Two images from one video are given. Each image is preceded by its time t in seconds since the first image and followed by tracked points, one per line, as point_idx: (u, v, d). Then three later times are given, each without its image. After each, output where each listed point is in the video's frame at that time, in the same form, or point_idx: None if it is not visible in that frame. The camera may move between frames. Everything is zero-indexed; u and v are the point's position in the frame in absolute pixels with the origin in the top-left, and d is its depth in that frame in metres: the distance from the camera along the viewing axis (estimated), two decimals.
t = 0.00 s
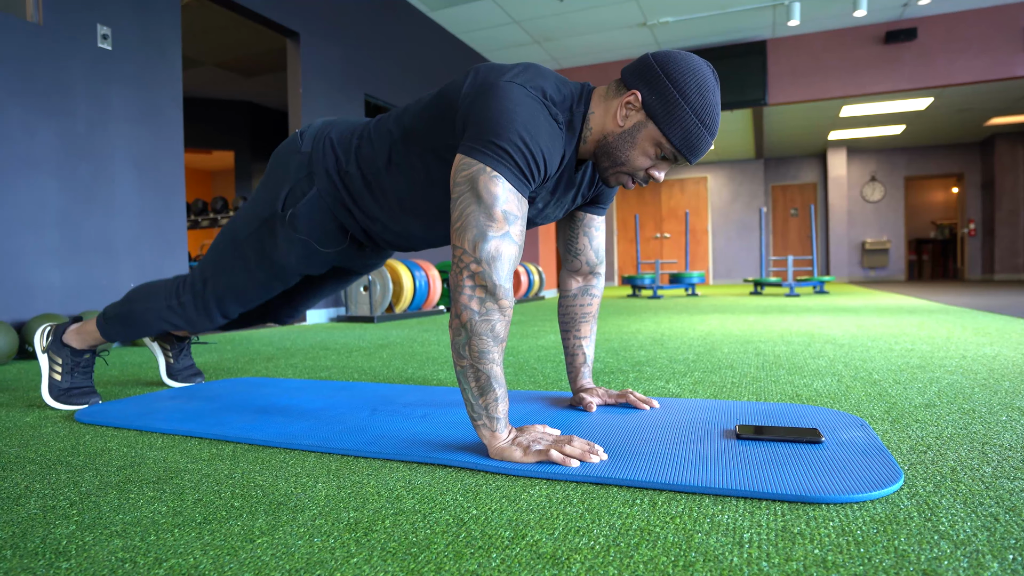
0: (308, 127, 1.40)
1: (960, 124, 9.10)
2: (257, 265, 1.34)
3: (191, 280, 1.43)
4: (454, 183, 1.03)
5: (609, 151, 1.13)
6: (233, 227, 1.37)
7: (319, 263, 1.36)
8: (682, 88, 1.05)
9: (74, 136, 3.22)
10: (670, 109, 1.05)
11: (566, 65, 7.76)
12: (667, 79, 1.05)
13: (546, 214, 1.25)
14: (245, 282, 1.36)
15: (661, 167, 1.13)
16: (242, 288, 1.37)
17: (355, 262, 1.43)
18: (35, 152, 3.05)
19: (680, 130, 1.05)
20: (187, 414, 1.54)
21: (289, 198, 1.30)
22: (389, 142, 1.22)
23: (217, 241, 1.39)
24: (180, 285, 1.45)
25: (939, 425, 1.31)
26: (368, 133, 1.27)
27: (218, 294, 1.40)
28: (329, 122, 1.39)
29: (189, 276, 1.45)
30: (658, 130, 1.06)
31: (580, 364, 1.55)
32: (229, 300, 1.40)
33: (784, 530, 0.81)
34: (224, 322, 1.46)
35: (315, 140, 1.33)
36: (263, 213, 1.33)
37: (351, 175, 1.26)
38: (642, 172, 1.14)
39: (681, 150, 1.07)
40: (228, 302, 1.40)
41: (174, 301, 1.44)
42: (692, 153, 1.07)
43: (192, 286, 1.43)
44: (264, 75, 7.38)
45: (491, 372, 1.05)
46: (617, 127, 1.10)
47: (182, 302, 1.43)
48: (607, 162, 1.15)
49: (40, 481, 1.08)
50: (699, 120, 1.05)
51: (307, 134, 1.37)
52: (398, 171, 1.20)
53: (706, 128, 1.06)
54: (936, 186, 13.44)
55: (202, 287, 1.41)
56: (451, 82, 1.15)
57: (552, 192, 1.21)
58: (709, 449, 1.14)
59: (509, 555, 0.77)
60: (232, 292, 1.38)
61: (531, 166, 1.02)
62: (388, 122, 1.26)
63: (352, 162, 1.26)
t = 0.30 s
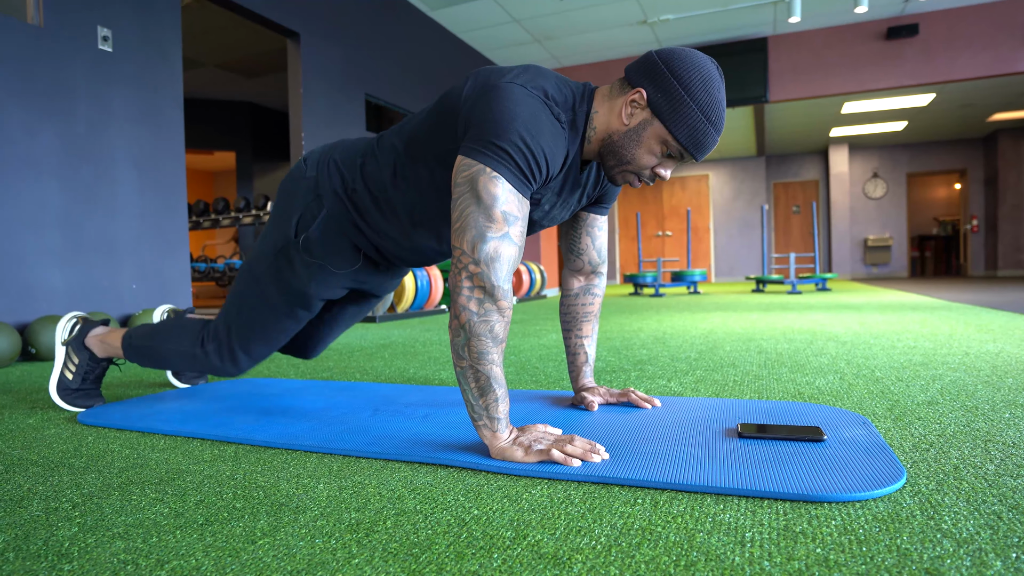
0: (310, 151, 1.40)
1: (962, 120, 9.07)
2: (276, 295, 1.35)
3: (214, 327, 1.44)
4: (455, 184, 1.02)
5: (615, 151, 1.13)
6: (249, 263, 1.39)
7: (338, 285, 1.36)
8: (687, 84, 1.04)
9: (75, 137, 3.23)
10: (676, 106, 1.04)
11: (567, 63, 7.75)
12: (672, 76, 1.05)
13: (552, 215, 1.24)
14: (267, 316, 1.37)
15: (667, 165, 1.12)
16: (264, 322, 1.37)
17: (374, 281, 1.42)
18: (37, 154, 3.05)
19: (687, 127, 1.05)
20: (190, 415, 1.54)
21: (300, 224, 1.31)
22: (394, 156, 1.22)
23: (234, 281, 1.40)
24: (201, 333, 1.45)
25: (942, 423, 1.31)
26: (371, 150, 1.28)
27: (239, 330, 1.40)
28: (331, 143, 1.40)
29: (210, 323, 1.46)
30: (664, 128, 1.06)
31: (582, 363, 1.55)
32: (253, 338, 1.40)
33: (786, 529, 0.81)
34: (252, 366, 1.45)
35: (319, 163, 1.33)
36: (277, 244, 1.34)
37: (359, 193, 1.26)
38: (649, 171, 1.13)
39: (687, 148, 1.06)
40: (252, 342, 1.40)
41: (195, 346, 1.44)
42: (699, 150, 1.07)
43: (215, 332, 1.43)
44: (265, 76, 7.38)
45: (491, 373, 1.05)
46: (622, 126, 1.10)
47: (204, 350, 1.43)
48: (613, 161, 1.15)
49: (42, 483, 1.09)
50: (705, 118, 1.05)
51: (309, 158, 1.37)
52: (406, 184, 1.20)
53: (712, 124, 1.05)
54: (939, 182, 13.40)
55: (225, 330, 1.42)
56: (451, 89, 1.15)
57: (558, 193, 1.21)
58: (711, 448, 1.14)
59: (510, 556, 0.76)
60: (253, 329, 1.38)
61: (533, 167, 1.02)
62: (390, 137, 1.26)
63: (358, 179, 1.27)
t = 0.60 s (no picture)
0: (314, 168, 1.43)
1: (963, 115, 9.04)
2: (290, 311, 1.34)
3: (230, 352, 1.43)
4: (457, 180, 1.02)
5: (621, 146, 1.13)
6: (262, 285, 1.39)
7: (352, 297, 1.36)
8: (692, 77, 1.04)
9: (77, 138, 3.23)
10: (682, 100, 1.04)
11: (567, 60, 7.73)
12: (676, 69, 1.04)
13: (558, 212, 1.24)
14: (281, 332, 1.36)
15: (673, 159, 1.12)
16: (279, 342, 1.37)
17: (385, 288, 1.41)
18: (38, 153, 3.05)
19: (693, 120, 1.04)
20: (194, 414, 1.54)
21: (309, 238, 1.33)
22: (397, 163, 1.22)
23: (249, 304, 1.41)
24: (217, 358, 1.44)
25: (943, 418, 1.31)
26: (374, 160, 1.28)
27: (252, 347, 1.39)
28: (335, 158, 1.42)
29: (227, 349, 1.46)
30: (670, 121, 1.06)
31: (584, 359, 1.55)
32: (267, 356, 1.38)
33: (788, 523, 0.81)
34: (271, 391, 1.43)
35: (324, 177, 1.35)
36: (289, 261, 1.35)
37: (365, 203, 1.27)
38: (656, 165, 1.13)
39: (694, 141, 1.06)
40: (270, 364, 1.39)
41: (213, 372, 1.43)
42: (706, 143, 1.06)
43: (231, 357, 1.42)
44: (265, 74, 7.37)
45: (492, 370, 1.05)
46: (627, 121, 1.10)
47: (224, 377, 1.42)
48: (620, 157, 1.15)
49: (46, 481, 1.09)
50: (711, 110, 1.04)
51: (315, 174, 1.39)
52: (411, 189, 1.20)
53: (719, 117, 1.05)
54: (941, 177, 13.36)
55: (241, 355, 1.41)
56: (451, 92, 1.15)
57: (564, 191, 1.20)
58: (712, 444, 1.13)
59: (513, 552, 0.76)
60: (269, 350, 1.37)
61: (535, 164, 1.01)
62: (393, 145, 1.27)
63: (363, 190, 1.27)
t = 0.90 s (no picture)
0: (316, 175, 1.43)
1: (963, 110, 9.04)
2: (297, 320, 1.35)
3: (236, 361, 1.44)
4: (459, 177, 1.02)
5: (625, 140, 1.12)
6: (266, 294, 1.40)
7: (358, 304, 1.36)
8: (695, 69, 1.04)
9: (76, 138, 3.22)
10: (684, 92, 1.04)
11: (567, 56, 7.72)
12: (679, 61, 1.04)
13: (562, 209, 1.24)
14: (287, 339, 1.37)
15: (678, 152, 1.12)
16: (285, 349, 1.38)
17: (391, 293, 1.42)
18: (38, 153, 3.05)
19: (697, 112, 1.04)
20: (194, 412, 1.54)
21: (314, 246, 1.33)
22: (399, 166, 1.22)
23: (254, 313, 1.42)
24: (222, 367, 1.45)
25: (944, 412, 1.31)
26: (377, 165, 1.28)
27: (259, 357, 1.40)
28: (336, 164, 1.42)
29: (231, 358, 1.46)
30: (673, 114, 1.05)
31: (584, 355, 1.55)
32: (274, 365, 1.39)
33: (789, 519, 0.81)
34: (277, 400, 1.45)
35: (327, 185, 1.35)
36: (294, 270, 1.35)
37: (368, 207, 1.26)
38: (660, 159, 1.13)
39: (698, 133, 1.06)
40: (277, 371, 1.40)
41: (218, 381, 1.43)
42: (710, 135, 1.06)
43: (238, 367, 1.43)
44: (263, 72, 7.35)
45: (493, 366, 1.05)
46: (630, 115, 1.10)
47: (230, 387, 1.43)
48: (624, 152, 1.14)
49: (45, 480, 1.09)
50: (714, 102, 1.04)
51: (318, 182, 1.40)
52: (416, 193, 1.20)
53: (722, 109, 1.05)
54: (941, 172, 13.35)
55: (247, 364, 1.42)
56: (453, 91, 1.15)
57: (567, 187, 1.20)
58: (713, 440, 1.13)
59: (514, 548, 0.77)
60: (276, 358, 1.39)
61: (538, 161, 1.01)
62: (395, 150, 1.27)
63: (366, 194, 1.27)
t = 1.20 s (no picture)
0: (317, 153, 1.40)
1: (961, 110, 9.05)
2: (281, 296, 1.33)
3: (216, 324, 1.42)
4: (461, 175, 1.02)
5: (626, 142, 1.12)
6: (253, 264, 1.37)
7: (344, 287, 1.34)
8: (697, 70, 1.04)
9: (75, 137, 3.21)
10: (686, 93, 1.04)
11: (566, 56, 7.72)
12: (681, 63, 1.04)
13: (561, 208, 1.24)
14: (270, 315, 1.35)
15: (679, 154, 1.12)
16: (267, 323, 1.36)
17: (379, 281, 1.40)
18: (36, 152, 3.04)
19: (698, 114, 1.04)
20: (192, 412, 1.54)
21: (307, 224, 1.31)
22: (401, 155, 1.22)
23: (239, 280, 1.39)
24: (203, 329, 1.44)
25: (944, 411, 1.31)
26: (378, 150, 1.27)
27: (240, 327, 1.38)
28: (339, 145, 1.40)
29: (212, 320, 1.45)
30: (675, 116, 1.05)
31: (584, 355, 1.55)
32: (255, 336, 1.38)
33: (789, 518, 0.81)
34: (255, 362, 1.43)
35: (327, 165, 1.33)
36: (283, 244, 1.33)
37: (365, 192, 1.25)
38: (661, 161, 1.13)
39: (700, 134, 1.06)
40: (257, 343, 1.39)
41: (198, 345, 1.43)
42: (711, 137, 1.06)
43: (218, 329, 1.42)
44: (262, 71, 7.34)
45: (493, 365, 1.05)
46: (632, 116, 1.10)
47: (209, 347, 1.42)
48: (625, 153, 1.14)
49: (44, 480, 1.09)
50: (716, 103, 1.04)
51: (318, 160, 1.37)
52: (415, 182, 1.19)
53: (723, 110, 1.05)
54: (939, 171, 13.37)
55: (228, 329, 1.40)
56: (459, 83, 1.15)
57: (567, 186, 1.20)
58: (713, 439, 1.13)
59: (514, 547, 0.77)
60: (258, 330, 1.37)
61: (539, 159, 1.01)
62: (397, 136, 1.26)
63: (365, 179, 1.26)
